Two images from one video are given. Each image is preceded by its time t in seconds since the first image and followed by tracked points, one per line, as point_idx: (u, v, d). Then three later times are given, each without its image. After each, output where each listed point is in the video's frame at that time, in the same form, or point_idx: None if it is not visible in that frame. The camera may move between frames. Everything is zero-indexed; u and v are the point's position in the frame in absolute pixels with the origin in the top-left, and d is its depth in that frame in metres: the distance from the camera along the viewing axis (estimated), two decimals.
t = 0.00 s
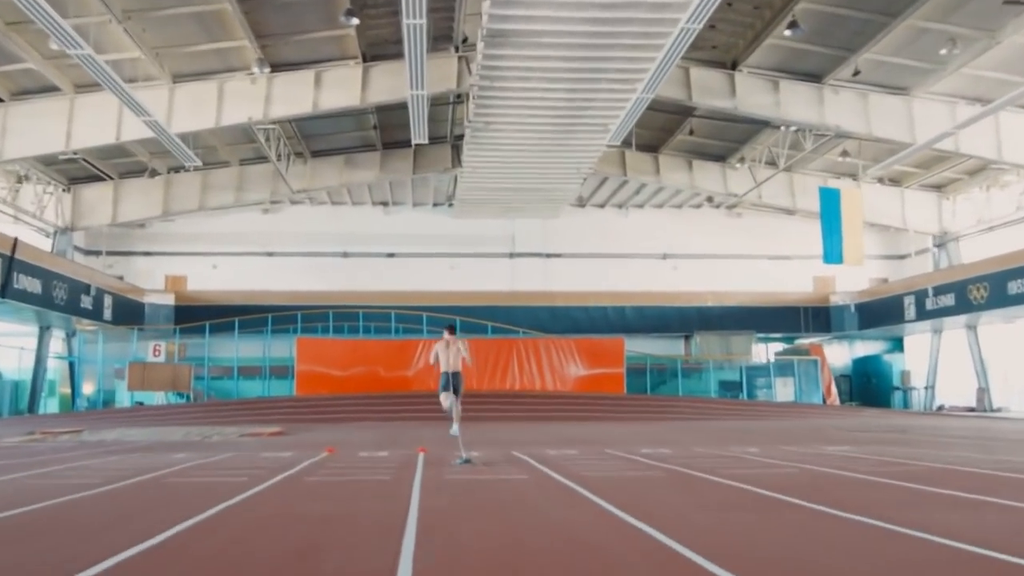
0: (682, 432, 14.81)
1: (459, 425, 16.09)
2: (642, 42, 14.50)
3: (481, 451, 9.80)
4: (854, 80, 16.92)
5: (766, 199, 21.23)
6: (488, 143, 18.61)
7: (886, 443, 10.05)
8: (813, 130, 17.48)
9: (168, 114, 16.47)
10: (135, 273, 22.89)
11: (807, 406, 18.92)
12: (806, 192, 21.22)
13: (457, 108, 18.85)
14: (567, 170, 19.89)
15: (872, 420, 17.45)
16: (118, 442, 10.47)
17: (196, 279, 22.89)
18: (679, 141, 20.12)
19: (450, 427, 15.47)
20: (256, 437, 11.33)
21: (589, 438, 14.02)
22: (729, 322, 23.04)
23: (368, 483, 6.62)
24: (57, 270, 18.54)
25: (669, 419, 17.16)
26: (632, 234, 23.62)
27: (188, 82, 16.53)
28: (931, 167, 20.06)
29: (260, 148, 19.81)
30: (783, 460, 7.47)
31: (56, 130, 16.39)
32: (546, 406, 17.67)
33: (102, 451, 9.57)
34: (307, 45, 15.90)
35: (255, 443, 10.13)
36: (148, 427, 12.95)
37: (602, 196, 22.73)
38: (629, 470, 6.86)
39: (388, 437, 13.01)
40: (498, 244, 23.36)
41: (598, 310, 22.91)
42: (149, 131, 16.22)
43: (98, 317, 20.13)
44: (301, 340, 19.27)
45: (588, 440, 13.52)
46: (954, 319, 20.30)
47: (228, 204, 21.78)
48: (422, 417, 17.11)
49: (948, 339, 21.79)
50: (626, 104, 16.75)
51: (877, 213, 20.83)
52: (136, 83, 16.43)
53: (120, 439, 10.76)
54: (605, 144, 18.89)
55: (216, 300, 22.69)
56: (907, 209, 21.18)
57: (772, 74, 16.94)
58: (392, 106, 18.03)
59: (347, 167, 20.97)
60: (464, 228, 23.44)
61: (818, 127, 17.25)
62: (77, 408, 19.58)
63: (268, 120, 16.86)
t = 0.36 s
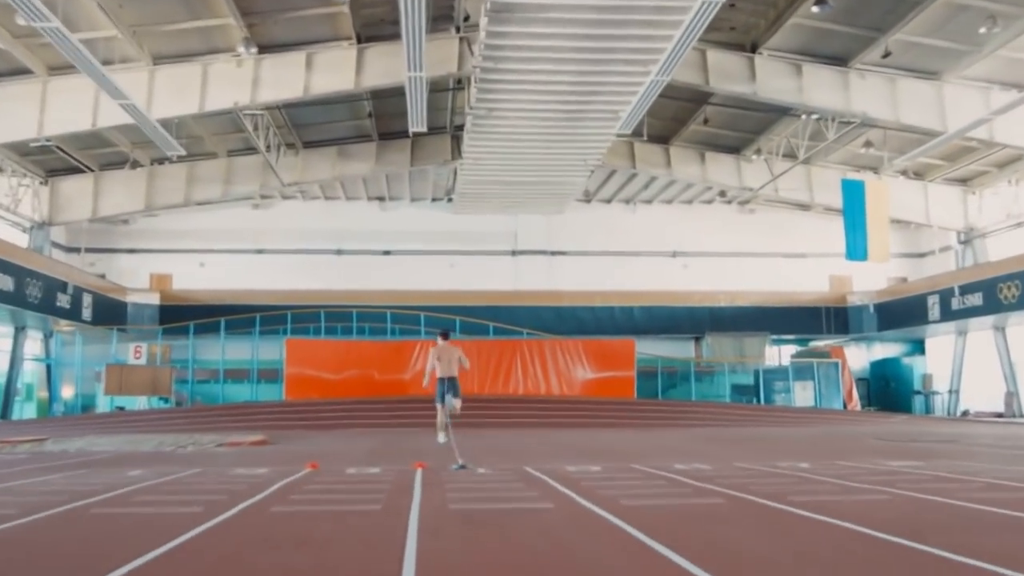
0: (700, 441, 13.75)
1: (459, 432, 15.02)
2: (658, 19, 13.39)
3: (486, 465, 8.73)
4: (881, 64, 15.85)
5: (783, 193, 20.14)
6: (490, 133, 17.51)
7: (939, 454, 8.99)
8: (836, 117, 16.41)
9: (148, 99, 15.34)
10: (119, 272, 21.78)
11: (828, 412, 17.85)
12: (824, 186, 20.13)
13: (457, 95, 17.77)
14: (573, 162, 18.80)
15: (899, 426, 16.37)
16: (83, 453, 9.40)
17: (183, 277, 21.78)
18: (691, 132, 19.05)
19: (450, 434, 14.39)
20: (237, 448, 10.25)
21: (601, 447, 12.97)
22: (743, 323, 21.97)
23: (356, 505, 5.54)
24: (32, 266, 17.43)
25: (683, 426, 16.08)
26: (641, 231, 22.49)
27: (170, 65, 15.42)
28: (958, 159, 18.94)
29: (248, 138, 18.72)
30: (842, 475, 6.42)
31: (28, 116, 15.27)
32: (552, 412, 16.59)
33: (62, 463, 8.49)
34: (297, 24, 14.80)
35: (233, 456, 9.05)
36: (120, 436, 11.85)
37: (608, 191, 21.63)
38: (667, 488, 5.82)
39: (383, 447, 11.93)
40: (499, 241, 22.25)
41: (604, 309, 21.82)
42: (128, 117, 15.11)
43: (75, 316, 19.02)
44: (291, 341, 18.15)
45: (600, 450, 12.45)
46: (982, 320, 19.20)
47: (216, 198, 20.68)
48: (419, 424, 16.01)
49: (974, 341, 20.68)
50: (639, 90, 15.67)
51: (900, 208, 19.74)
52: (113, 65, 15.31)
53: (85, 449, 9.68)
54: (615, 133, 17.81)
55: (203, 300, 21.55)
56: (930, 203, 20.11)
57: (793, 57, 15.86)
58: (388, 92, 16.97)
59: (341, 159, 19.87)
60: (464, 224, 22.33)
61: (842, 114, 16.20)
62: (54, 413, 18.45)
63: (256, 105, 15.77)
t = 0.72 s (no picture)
0: (709, 451, 12.75)
1: (450, 439, 13.98)
2: None
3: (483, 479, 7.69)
4: (899, 45, 14.88)
5: (789, 187, 19.13)
6: (481, 120, 16.47)
7: (991, 466, 8.01)
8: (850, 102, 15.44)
9: (113, 81, 14.24)
10: (89, 268, 20.62)
11: (840, 415, 16.87)
12: (832, 178, 19.13)
13: (447, 79, 16.72)
14: (570, 151, 17.76)
15: (918, 431, 15.39)
16: (26, 464, 8.30)
17: (157, 275, 20.63)
18: (695, 120, 18.02)
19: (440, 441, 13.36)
20: (204, 456, 9.18)
21: (604, 455, 11.96)
22: (745, 323, 20.99)
23: (330, 533, 4.51)
24: None
25: (688, 432, 15.08)
26: (638, 226, 21.42)
27: (138, 42, 14.32)
28: (975, 149, 17.94)
29: (225, 125, 17.63)
30: (913, 497, 5.39)
31: None
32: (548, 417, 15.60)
33: None
34: None
35: (196, 468, 7.99)
36: (75, 444, 10.74)
37: (605, 184, 20.59)
38: (708, 518, 4.78)
39: (368, 456, 10.89)
40: (491, 237, 21.16)
41: (600, 308, 20.90)
42: (92, 98, 14.01)
43: (42, 315, 17.86)
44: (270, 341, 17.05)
45: (604, 459, 11.43)
46: (999, 320, 18.23)
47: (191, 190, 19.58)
48: (407, 429, 14.95)
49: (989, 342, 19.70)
50: (640, 73, 14.64)
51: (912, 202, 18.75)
52: (76, 43, 14.22)
53: (29, 461, 8.58)
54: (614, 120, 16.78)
55: (178, 298, 20.43)
56: (944, 196, 19.13)
57: (806, 37, 14.86)
58: (373, 74, 15.92)
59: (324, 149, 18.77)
60: (453, 218, 21.24)
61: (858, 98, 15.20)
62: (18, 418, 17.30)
63: (232, 87, 14.70)
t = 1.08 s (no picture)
0: (731, 465, 11.78)
1: (449, 452, 13.00)
2: None
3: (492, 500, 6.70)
4: (929, 31, 13.96)
5: (806, 186, 18.15)
6: (481, 112, 15.48)
7: None
8: (875, 92, 14.50)
9: (88, 67, 13.25)
10: (68, 272, 19.56)
11: (863, 426, 15.90)
12: (851, 176, 18.15)
13: (445, 68, 15.75)
14: (575, 147, 16.77)
15: (948, 444, 14.40)
16: None
17: (140, 278, 19.59)
18: (707, 114, 17.06)
19: (439, 454, 12.38)
20: (175, 472, 8.17)
21: (619, 470, 10.98)
22: (757, 330, 20.04)
23: None
24: None
25: (705, 444, 14.10)
26: (645, 228, 20.42)
27: (115, 26, 13.32)
28: (1003, 145, 16.97)
29: (210, 119, 16.63)
30: (1020, 525, 4.47)
31: None
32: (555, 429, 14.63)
33: None
34: None
35: (162, 489, 6.98)
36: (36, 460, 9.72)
37: (610, 184, 19.62)
38: (787, 564, 3.81)
39: (360, 472, 9.89)
40: (490, 240, 20.15)
41: (604, 315, 19.97)
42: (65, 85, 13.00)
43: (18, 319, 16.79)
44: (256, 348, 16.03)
45: (620, 474, 10.47)
46: None
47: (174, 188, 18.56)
48: (404, 441, 13.96)
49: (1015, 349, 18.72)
50: (652, 60, 13.69)
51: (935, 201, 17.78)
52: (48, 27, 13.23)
53: None
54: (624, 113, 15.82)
55: (162, 303, 19.41)
56: (968, 196, 18.17)
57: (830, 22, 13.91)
58: (367, 62, 14.92)
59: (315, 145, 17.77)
60: (450, 219, 20.23)
61: (884, 88, 14.28)
62: None
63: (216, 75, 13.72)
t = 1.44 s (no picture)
0: (746, 478, 10.86)
1: (440, 463, 12.04)
2: None
3: (495, 523, 5.75)
4: (951, 11, 13.10)
5: (813, 180, 17.26)
6: (472, 98, 14.52)
7: None
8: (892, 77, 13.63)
9: (48, 46, 12.25)
10: (34, 272, 18.47)
11: (878, 433, 15.01)
12: (860, 171, 17.27)
13: (434, 52, 14.80)
14: (570, 137, 15.83)
15: (971, 452, 13.49)
16: None
17: (111, 278, 18.52)
18: (709, 104, 16.15)
19: (429, 465, 11.42)
20: (132, 488, 7.18)
21: (626, 483, 10.05)
22: (759, 333, 19.21)
23: None
24: None
25: (712, 454, 13.18)
26: (644, 227, 19.51)
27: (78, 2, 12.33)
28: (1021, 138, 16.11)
29: (184, 108, 15.63)
30: None
31: None
32: (551, 440, 13.70)
33: None
34: None
35: (110, 511, 5.99)
36: None
37: (607, 179, 18.70)
38: None
39: (344, 487, 8.92)
40: (479, 239, 19.19)
41: (601, 317, 19.10)
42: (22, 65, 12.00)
43: None
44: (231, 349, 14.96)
45: (628, 487, 9.53)
46: None
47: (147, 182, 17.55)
48: (390, 451, 12.98)
49: None
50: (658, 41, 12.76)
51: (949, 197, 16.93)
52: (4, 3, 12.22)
53: None
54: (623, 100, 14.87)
55: (134, 304, 18.36)
56: (982, 192, 17.32)
57: (846, 2, 13.03)
58: (350, 44, 13.96)
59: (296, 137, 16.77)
60: (438, 217, 19.26)
61: (902, 73, 13.41)
62: None
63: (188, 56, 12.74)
